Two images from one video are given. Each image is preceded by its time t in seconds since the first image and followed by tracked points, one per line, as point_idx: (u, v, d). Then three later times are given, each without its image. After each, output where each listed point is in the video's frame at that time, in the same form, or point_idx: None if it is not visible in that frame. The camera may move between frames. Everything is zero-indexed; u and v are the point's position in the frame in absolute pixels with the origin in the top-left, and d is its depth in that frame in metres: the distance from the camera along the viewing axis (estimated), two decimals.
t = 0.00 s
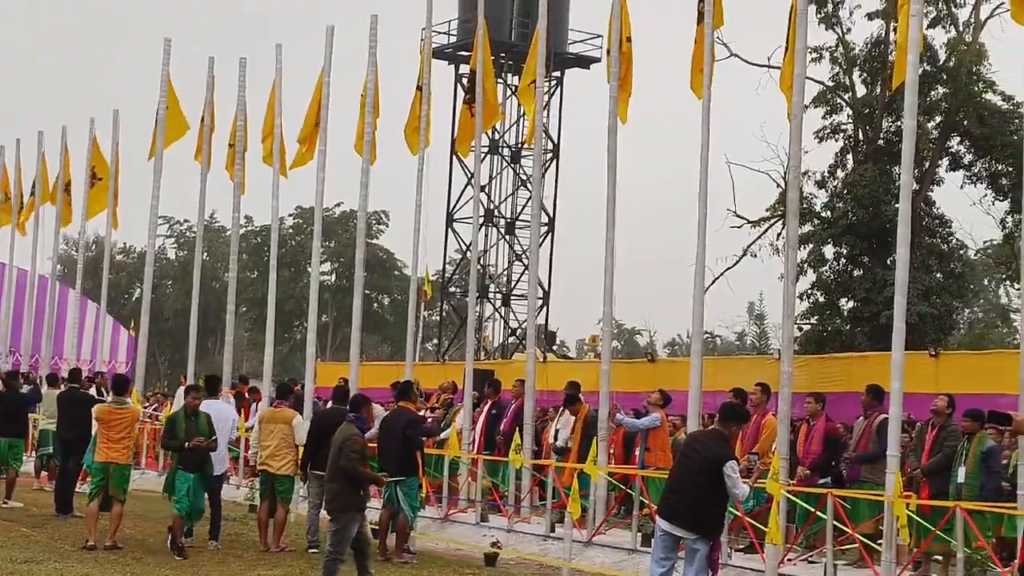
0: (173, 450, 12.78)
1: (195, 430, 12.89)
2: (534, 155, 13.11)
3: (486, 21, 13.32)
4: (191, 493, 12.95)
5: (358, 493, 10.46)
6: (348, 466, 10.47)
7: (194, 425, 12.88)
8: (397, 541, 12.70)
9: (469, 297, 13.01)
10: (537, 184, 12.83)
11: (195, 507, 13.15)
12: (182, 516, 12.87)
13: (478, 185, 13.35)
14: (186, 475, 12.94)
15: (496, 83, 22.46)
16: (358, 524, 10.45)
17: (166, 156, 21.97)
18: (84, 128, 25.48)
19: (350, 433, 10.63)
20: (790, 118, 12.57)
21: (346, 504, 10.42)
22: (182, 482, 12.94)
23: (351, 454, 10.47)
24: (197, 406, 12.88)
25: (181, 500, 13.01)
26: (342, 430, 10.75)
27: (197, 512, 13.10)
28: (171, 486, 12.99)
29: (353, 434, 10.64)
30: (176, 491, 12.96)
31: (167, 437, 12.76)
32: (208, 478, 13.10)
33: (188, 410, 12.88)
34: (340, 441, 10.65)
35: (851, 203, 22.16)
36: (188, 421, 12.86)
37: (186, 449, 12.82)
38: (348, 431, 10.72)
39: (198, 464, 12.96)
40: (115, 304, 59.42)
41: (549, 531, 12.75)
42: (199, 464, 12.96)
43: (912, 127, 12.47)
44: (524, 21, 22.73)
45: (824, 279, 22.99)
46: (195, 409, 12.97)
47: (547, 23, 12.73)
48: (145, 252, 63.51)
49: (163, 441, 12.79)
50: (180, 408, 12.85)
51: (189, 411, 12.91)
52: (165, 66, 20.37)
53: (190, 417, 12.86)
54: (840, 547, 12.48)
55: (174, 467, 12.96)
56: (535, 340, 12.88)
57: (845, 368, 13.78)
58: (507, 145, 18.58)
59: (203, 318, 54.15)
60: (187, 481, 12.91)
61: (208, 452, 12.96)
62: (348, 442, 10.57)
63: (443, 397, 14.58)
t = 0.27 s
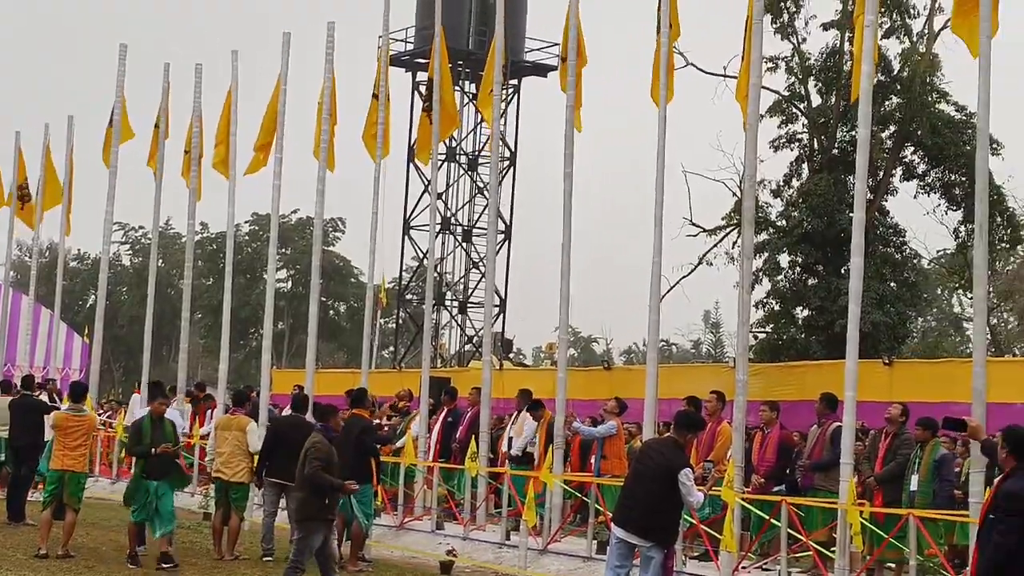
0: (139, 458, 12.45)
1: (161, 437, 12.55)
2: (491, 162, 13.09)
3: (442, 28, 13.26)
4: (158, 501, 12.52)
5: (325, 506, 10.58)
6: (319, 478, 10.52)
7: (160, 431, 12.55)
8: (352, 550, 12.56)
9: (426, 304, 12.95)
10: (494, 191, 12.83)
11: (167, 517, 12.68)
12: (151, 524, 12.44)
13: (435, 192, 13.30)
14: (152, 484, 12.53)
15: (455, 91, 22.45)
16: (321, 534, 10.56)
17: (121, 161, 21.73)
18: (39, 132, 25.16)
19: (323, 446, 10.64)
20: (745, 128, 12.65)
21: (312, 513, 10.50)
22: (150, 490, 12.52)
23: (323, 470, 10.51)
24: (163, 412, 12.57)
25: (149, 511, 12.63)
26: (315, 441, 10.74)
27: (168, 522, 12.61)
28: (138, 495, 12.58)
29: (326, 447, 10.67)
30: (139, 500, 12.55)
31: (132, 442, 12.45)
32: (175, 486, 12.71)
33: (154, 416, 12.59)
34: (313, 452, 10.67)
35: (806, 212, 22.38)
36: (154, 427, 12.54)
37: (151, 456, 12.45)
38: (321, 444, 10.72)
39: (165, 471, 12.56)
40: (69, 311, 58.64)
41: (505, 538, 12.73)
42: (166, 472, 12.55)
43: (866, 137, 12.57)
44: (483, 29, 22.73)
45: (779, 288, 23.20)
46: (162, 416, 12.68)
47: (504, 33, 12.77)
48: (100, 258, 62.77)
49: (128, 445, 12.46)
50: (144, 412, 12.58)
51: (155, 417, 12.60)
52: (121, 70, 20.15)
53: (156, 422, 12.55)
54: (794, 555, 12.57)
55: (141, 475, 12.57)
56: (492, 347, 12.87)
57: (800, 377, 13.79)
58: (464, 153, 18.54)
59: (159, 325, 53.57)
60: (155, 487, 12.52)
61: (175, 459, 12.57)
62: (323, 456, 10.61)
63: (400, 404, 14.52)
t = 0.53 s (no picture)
0: (106, 468, 12.28)
1: (129, 448, 12.39)
2: (447, 170, 13.09)
3: (398, 36, 13.26)
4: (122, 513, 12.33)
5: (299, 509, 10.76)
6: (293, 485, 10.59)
7: (129, 442, 12.38)
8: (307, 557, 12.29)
9: (381, 311, 12.90)
10: (449, 199, 12.82)
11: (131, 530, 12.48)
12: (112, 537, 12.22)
13: (390, 199, 13.27)
14: (118, 496, 12.38)
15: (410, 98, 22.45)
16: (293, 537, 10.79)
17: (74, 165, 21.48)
18: None
19: (295, 451, 10.64)
20: (700, 136, 12.69)
21: (285, 518, 10.60)
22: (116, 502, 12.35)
23: (298, 478, 10.59)
24: (133, 423, 12.40)
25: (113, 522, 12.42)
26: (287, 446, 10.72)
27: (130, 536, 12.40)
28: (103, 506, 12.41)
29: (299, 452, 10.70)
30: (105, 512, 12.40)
31: (100, 452, 12.28)
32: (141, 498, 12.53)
33: (123, 426, 12.42)
34: (285, 456, 10.67)
35: (761, 221, 22.57)
36: (123, 438, 12.38)
37: (118, 466, 12.28)
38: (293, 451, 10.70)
39: (131, 484, 12.39)
40: (20, 317, 57.82)
41: (459, 546, 12.70)
42: (132, 484, 12.38)
43: (819, 146, 12.64)
44: (438, 36, 22.71)
45: (734, 297, 23.33)
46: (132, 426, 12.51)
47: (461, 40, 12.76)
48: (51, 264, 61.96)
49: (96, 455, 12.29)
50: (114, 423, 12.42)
51: (124, 428, 12.43)
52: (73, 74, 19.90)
53: (126, 432, 12.38)
54: (747, 562, 12.60)
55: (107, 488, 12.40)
56: (447, 355, 12.84)
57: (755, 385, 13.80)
58: (420, 161, 18.52)
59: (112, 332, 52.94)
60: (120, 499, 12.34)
61: (142, 471, 12.40)
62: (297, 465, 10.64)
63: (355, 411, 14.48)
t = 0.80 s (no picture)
0: (74, 468, 12.12)
1: (98, 449, 12.23)
2: (404, 173, 13.09)
3: (356, 38, 13.26)
4: (89, 515, 12.12)
5: (267, 512, 10.59)
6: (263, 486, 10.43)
7: (97, 442, 12.23)
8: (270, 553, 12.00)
9: (337, 314, 12.89)
10: (406, 202, 12.82)
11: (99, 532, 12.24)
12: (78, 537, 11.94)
13: (347, 202, 13.27)
14: (86, 497, 12.14)
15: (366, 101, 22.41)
16: (261, 540, 10.61)
17: (28, 164, 21.24)
18: None
19: (266, 452, 10.48)
20: (658, 141, 12.69)
21: (249, 518, 10.48)
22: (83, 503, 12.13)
23: (266, 479, 10.41)
24: (103, 423, 12.26)
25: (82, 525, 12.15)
26: (259, 446, 10.57)
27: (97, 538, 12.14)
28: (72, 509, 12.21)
29: (270, 453, 10.54)
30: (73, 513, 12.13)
31: (69, 452, 12.15)
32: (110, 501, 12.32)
33: (92, 426, 12.28)
34: (256, 457, 10.52)
35: (717, 225, 22.53)
36: (92, 439, 12.24)
37: (86, 467, 12.11)
38: (265, 451, 10.55)
39: (99, 485, 12.18)
40: None
41: (415, 549, 12.69)
42: (100, 485, 12.17)
43: (776, 150, 12.68)
44: (396, 38, 22.67)
45: (690, 300, 23.24)
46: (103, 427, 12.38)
47: (419, 42, 12.70)
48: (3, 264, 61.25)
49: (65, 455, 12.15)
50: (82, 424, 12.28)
51: (94, 428, 12.28)
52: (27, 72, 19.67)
53: (95, 432, 12.24)
54: (702, 564, 12.64)
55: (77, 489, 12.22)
56: (403, 357, 12.83)
57: (711, 388, 13.89)
58: (377, 163, 18.51)
59: (66, 332, 52.38)
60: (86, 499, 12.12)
61: (111, 472, 12.21)
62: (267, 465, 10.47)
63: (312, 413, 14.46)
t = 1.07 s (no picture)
0: (42, 472, 12.20)
1: (65, 451, 12.35)
2: (362, 171, 13.10)
3: (316, 36, 13.27)
4: (59, 517, 12.18)
5: (232, 513, 10.31)
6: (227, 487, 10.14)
7: (65, 444, 12.37)
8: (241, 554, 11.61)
9: (295, 312, 12.87)
10: (364, 200, 12.83)
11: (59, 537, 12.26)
12: (51, 539, 11.99)
13: (305, 200, 13.26)
14: (54, 500, 12.18)
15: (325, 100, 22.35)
16: (227, 539, 10.33)
17: None
18: None
19: (228, 451, 10.24)
20: (616, 140, 12.73)
21: (214, 519, 10.25)
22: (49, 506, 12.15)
23: (226, 479, 10.15)
24: (70, 425, 12.42)
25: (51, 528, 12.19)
26: (223, 447, 10.32)
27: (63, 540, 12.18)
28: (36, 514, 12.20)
29: (234, 454, 10.29)
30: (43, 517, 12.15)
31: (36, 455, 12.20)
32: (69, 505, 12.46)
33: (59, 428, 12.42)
34: (218, 456, 10.28)
35: (675, 225, 22.45)
36: (58, 442, 12.36)
37: (54, 470, 12.19)
38: (228, 451, 10.33)
39: (66, 487, 12.27)
40: None
41: (371, 547, 12.64)
42: (69, 488, 12.27)
43: (734, 151, 12.71)
44: (354, 37, 22.59)
45: (647, 299, 23.18)
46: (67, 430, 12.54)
47: (377, 41, 12.72)
48: None
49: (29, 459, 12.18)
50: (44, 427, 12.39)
51: (60, 431, 12.43)
52: None
53: (62, 435, 12.38)
54: (659, 563, 12.65)
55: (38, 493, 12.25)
56: (361, 356, 12.81)
57: (670, 388, 13.93)
58: (336, 162, 18.48)
59: (20, 330, 51.83)
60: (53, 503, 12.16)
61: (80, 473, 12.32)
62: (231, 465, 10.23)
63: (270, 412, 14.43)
